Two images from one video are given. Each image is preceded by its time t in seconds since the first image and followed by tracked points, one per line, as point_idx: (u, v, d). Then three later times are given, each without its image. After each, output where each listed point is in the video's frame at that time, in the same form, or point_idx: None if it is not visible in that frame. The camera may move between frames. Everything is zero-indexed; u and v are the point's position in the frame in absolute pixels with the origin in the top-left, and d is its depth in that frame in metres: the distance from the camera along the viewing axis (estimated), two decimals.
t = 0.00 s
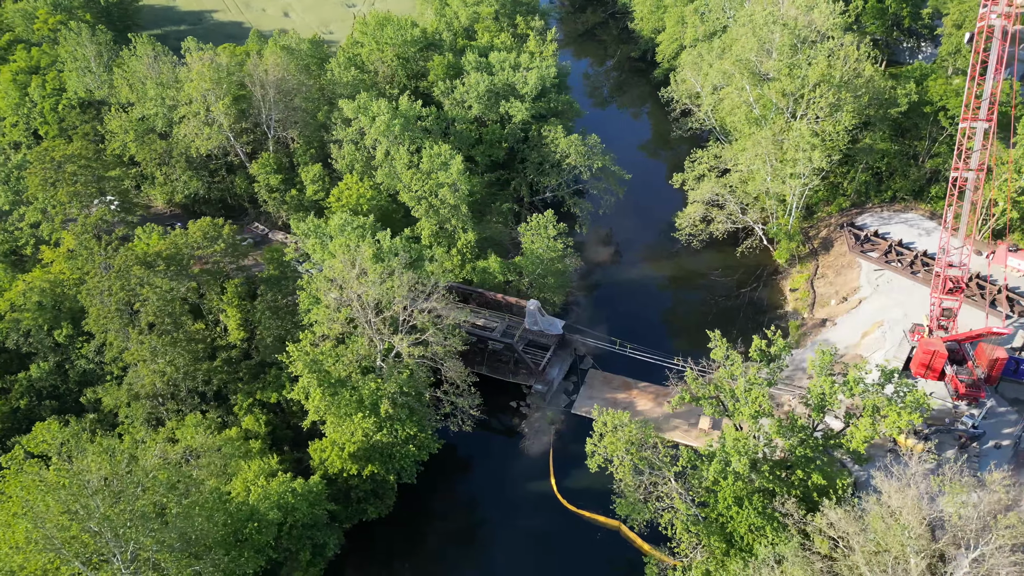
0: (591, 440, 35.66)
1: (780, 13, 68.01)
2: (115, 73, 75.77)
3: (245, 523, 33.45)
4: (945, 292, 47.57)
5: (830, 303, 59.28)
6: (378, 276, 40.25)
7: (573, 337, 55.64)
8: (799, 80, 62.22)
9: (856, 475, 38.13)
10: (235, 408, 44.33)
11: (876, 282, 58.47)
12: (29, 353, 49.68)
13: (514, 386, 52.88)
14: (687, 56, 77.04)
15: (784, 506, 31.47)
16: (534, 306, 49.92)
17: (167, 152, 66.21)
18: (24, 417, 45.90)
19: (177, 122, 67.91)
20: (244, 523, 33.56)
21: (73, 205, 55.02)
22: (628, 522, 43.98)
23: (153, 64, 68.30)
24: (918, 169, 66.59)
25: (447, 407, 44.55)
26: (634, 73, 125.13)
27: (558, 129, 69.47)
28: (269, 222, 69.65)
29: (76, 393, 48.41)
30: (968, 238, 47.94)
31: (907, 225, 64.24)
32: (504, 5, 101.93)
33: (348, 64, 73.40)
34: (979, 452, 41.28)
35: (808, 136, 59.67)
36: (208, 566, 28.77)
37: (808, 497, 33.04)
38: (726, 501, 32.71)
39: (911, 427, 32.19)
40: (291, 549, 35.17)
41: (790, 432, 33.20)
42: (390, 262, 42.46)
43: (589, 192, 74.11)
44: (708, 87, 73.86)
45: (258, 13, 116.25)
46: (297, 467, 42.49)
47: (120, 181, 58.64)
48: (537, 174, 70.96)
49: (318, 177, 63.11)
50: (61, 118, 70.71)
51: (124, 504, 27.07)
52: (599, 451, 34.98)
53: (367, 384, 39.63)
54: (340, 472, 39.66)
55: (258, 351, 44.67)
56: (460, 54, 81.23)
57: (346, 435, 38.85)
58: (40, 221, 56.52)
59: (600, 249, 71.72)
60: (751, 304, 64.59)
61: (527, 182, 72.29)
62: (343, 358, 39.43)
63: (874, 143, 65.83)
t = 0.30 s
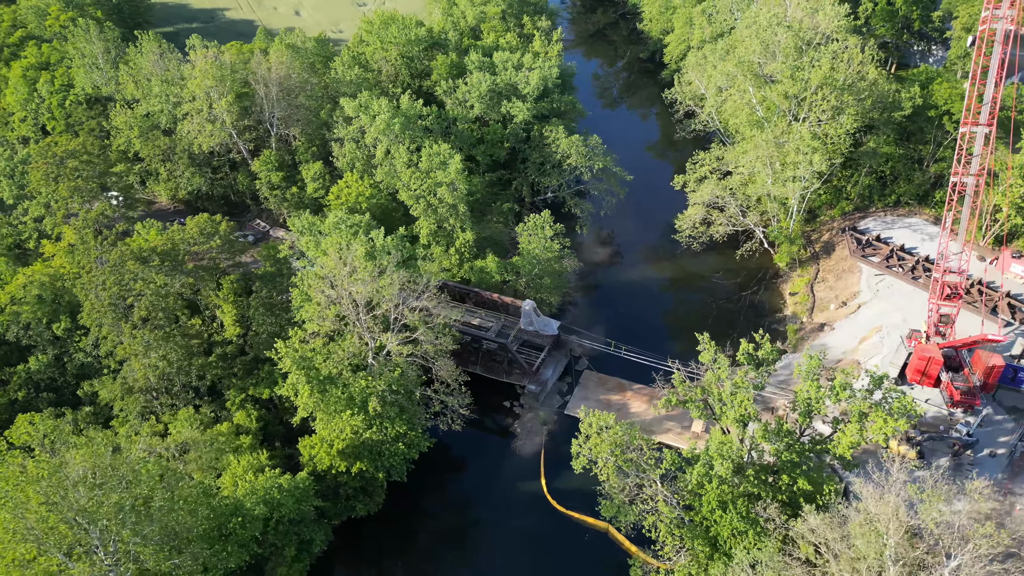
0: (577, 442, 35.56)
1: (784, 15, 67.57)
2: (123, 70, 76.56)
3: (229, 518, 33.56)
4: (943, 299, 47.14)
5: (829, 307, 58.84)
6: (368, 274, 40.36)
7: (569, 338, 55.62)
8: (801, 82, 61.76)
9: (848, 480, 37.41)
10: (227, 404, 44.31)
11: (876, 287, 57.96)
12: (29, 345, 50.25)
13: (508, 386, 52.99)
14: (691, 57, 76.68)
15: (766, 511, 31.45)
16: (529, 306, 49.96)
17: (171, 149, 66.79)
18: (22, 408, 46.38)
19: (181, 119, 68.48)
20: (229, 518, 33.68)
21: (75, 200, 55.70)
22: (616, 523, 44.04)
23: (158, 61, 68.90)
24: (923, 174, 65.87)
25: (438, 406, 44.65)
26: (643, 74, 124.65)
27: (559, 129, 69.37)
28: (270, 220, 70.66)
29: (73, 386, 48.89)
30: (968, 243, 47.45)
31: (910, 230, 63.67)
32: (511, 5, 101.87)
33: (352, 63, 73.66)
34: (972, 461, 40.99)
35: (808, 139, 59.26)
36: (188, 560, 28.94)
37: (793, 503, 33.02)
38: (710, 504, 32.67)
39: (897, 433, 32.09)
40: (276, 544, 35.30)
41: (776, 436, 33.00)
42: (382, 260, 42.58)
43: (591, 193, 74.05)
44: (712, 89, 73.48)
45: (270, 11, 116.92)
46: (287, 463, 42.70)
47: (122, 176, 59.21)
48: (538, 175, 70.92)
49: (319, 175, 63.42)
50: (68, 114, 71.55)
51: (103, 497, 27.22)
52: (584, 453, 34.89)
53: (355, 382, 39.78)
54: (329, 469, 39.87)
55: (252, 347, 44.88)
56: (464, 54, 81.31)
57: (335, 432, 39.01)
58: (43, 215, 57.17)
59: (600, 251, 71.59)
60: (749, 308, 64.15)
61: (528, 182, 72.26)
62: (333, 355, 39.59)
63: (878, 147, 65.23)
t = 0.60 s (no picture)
0: (563, 443, 35.47)
1: (787, 17, 67.17)
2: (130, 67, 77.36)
3: (214, 513, 33.75)
4: (940, 305, 46.74)
5: (828, 311, 58.35)
6: (359, 272, 40.52)
7: (564, 338, 55.54)
8: (803, 84, 61.33)
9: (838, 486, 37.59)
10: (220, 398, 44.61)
11: (876, 291, 57.48)
12: (29, 338, 50.86)
13: (502, 385, 53.04)
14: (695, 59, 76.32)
15: (748, 516, 31.17)
16: (525, 306, 50.16)
17: (175, 145, 67.46)
18: (20, 400, 46.87)
19: (185, 115, 69.11)
20: (214, 512, 33.90)
21: (77, 195, 56.36)
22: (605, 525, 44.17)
23: (164, 59, 69.56)
24: (928, 178, 65.14)
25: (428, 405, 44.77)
26: (652, 75, 124.11)
27: (560, 130, 69.29)
28: (273, 217, 70.61)
29: (71, 378, 49.37)
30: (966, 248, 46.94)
31: (913, 234, 63.10)
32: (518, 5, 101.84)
33: (356, 62, 73.91)
34: (965, 469, 40.62)
35: (809, 142, 58.83)
36: (168, 553, 29.21)
37: (779, 509, 32.70)
38: (694, 507, 32.56)
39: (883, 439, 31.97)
40: (261, 540, 35.48)
41: (760, 441, 32.82)
42: (374, 258, 42.73)
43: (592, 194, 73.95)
44: (715, 91, 73.08)
45: (281, 9, 117.59)
46: (277, 458, 42.90)
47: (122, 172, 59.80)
48: (539, 175, 70.89)
49: (320, 172, 63.71)
50: (75, 110, 72.44)
51: (83, 489, 27.53)
52: (569, 454, 34.80)
53: (345, 379, 39.94)
54: (317, 465, 40.04)
55: (247, 343, 45.19)
56: (468, 53, 81.41)
57: (324, 429, 39.18)
58: (47, 210, 57.91)
59: (602, 252, 71.42)
60: (748, 310, 63.71)
61: (529, 182, 72.18)
62: (323, 351, 39.78)
63: (881, 150, 64.63)
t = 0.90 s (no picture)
0: (548, 444, 35.47)
1: (791, 19, 66.70)
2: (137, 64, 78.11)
3: (200, 507, 34.04)
4: (937, 311, 46.28)
5: (828, 316, 57.87)
6: (350, 270, 40.71)
7: (560, 339, 55.57)
8: (805, 87, 60.88)
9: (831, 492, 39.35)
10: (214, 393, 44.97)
11: (875, 296, 57.01)
12: (30, 331, 51.47)
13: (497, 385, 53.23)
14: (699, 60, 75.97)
15: (730, 520, 31.04)
16: (521, 307, 50.38)
17: (179, 142, 68.06)
18: (19, 392, 47.38)
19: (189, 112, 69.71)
20: (200, 506, 34.20)
21: (79, 189, 57.03)
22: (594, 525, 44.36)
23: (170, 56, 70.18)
24: (932, 183, 64.46)
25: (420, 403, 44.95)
26: (661, 76, 123.61)
27: (561, 130, 69.25)
28: (274, 213, 72.49)
29: (70, 371, 49.88)
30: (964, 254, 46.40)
31: (916, 239, 62.57)
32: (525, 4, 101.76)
33: (360, 60, 74.19)
34: (958, 477, 40.16)
35: (810, 145, 58.40)
36: (150, 544, 29.60)
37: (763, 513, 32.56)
38: (677, 510, 32.46)
39: (868, 445, 31.73)
40: (247, 534, 35.76)
41: (746, 444, 32.68)
42: (366, 257, 42.91)
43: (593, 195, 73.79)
44: (718, 92, 72.71)
45: (292, 7, 118.29)
46: (268, 454, 43.19)
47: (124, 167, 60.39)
48: (541, 175, 70.80)
49: (321, 170, 64.00)
50: (82, 106, 73.22)
51: (66, 480, 27.96)
52: (554, 455, 34.79)
53: (335, 376, 40.14)
54: (307, 461, 40.31)
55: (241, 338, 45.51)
56: (473, 53, 81.50)
57: (314, 425, 39.42)
58: (51, 204, 58.58)
59: (603, 253, 71.36)
60: (745, 313, 63.33)
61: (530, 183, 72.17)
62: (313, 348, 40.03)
63: (885, 154, 64.00)
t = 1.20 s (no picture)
0: (534, 444, 35.44)
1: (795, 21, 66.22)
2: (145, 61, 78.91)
3: (186, 500, 34.36)
4: (935, 317, 45.74)
5: (826, 320, 57.39)
6: (341, 268, 40.85)
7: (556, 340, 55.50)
8: (808, 90, 60.44)
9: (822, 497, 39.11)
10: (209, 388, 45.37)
11: (875, 302, 56.48)
12: (31, 323, 52.20)
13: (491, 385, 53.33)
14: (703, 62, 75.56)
15: (712, 524, 30.94)
16: (516, 307, 50.38)
17: (183, 138, 68.68)
18: (18, 384, 48.00)
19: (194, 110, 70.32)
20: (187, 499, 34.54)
21: (82, 184, 57.76)
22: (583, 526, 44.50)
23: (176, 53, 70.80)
24: (937, 188, 63.71)
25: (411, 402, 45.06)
26: (670, 77, 123.05)
27: (563, 131, 69.19)
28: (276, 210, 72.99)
29: (69, 363, 50.50)
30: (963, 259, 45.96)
31: (919, 245, 61.96)
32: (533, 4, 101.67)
33: (364, 59, 74.45)
34: (951, 486, 39.71)
35: (811, 148, 57.97)
36: (131, 536, 29.96)
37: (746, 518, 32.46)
38: (660, 513, 32.41)
39: (854, 452, 31.41)
40: (234, 527, 36.04)
41: (731, 448, 32.52)
42: (360, 254, 43.07)
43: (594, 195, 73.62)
44: (722, 95, 72.29)
45: (304, 6, 119.06)
46: (260, 449, 43.49)
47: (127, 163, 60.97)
48: (542, 175, 70.69)
49: (322, 168, 64.30)
50: (90, 102, 74.03)
51: (49, 472, 28.33)
52: (539, 456, 34.79)
53: (325, 373, 40.35)
54: (297, 457, 40.59)
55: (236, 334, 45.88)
56: (477, 52, 81.58)
57: (303, 422, 39.67)
58: (55, 198, 59.28)
59: (603, 254, 71.22)
60: (744, 316, 62.85)
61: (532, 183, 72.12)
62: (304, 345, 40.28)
63: (889, 158, 63.38)
